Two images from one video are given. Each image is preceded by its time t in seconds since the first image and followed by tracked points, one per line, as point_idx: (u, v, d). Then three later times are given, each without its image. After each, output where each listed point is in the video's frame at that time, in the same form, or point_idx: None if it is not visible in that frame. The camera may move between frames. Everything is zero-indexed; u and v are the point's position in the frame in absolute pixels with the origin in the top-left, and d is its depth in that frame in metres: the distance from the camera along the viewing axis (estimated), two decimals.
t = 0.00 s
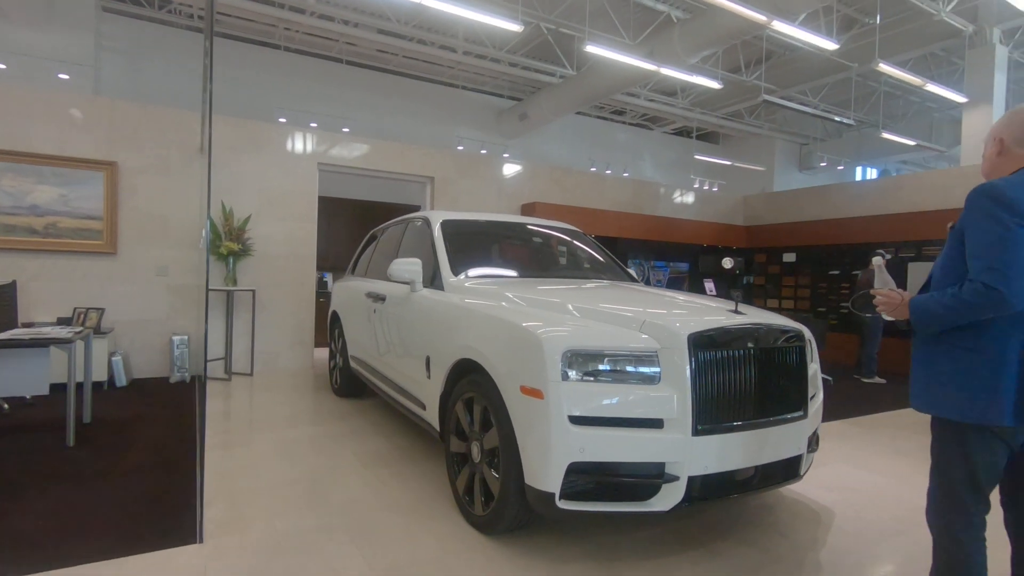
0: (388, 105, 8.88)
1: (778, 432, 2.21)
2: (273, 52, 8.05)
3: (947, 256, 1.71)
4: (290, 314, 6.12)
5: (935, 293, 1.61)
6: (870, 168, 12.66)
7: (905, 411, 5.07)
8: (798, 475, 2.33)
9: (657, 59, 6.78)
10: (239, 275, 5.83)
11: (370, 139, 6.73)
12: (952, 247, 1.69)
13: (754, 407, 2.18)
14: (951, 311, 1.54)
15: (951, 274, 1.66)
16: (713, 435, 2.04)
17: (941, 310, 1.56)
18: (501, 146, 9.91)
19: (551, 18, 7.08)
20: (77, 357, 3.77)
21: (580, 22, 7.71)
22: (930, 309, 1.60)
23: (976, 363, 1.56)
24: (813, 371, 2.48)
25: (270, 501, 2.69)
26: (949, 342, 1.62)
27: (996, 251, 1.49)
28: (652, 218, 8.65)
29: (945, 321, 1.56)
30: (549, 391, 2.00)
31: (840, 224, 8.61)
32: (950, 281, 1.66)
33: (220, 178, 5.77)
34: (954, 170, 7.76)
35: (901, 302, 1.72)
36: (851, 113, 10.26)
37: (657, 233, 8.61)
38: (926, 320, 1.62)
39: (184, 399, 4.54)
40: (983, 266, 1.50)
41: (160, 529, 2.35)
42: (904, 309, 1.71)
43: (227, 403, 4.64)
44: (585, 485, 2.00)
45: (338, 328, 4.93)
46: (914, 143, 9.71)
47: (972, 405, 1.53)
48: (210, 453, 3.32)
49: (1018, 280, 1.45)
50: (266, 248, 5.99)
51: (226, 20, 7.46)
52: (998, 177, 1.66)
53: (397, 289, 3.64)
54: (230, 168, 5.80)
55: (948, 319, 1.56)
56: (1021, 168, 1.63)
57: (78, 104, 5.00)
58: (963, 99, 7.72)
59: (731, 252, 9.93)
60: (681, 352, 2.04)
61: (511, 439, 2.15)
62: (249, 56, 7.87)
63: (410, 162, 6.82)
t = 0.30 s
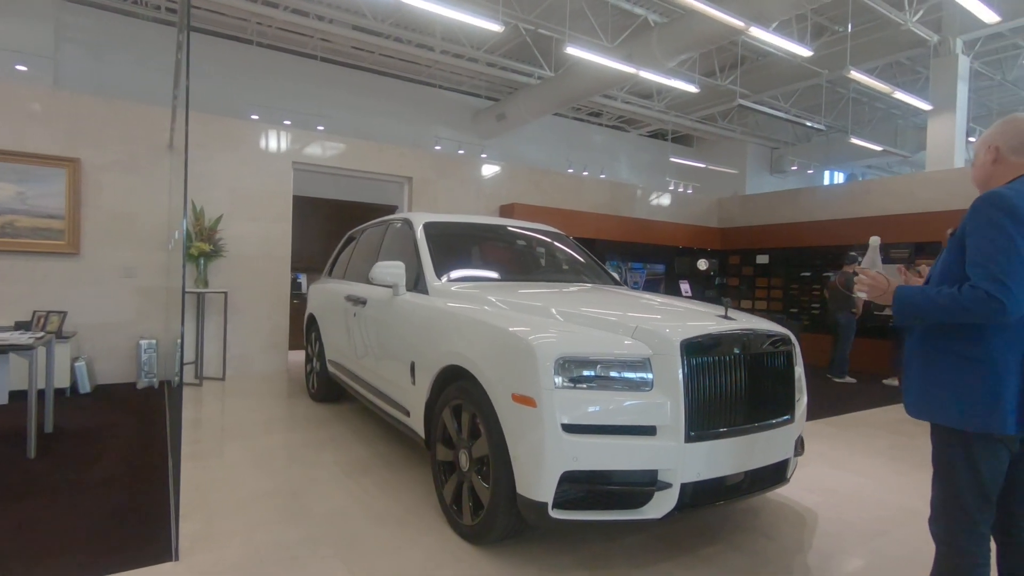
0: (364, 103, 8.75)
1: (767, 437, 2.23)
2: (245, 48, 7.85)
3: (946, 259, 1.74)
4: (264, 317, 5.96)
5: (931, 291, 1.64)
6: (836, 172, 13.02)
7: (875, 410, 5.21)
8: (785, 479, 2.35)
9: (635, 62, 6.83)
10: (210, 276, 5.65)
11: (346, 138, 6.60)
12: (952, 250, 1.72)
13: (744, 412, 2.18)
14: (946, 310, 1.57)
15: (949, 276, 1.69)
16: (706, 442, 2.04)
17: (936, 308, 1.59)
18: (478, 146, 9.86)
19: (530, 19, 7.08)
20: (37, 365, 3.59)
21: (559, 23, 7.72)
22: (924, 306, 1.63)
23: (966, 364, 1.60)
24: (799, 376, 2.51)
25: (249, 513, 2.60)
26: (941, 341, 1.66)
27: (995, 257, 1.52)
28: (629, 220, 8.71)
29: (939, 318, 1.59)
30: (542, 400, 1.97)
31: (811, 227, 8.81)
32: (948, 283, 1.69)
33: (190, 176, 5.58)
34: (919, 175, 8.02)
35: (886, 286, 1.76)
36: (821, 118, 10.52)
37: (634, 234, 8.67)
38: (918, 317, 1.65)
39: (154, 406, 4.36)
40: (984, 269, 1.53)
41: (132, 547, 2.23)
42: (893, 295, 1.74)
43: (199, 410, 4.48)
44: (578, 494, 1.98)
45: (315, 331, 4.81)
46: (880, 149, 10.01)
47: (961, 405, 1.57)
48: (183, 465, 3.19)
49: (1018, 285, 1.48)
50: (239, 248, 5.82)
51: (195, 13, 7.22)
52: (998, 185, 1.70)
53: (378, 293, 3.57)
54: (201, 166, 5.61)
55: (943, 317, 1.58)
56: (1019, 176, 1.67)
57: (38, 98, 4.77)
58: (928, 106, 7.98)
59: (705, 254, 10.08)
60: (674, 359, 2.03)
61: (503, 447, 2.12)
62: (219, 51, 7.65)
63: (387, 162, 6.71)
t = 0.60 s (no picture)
0: (351, 101, 8.67)
1: (760, 438, 2.21)
2: (229, 44, 7.73)
3: (933, 270, 1.72)
4: (249, 318, 5.87)
5: (929, 308, 1.61)
6: (821, 173, 13.16)
7: (862, 408, 5.26)
8: (778, 479, 2.34)
9: (624, 62, 6.83)
10: (193, 276, 5.54)
11: (334, 136, 6.52)
12: (940, 261, 1.70)
13: (737, 413, 2.17)
14: (949, 326, 1.54)
15: (941, 287, 1.68)
16: (700, 443, 2.02)
17: (938, 325, 1.56)
18: (466, 146, 9.82)
19: (518, 19, 7.06)
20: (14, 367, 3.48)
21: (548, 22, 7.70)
22: (926, 324, 1.60)
23: (965, 370, 1.58)
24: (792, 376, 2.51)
25: (233, 519, 2.53)
26: (944, 355, 1.63)
27: (986, 258, 1.51)
28: (618, 219, 8.71)
29: (944, 336, 1.56)
30: (535, 402, 1.94)
31: (797, 227, 8.89)
32: (942, 294, 1.67)
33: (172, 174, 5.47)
34: (902, 177, 8.13)
35: (895, 319, 1.74)
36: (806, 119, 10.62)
37: (622, 233, 8.68)
38: (923, 337, 1.61)
39: (135, 410, 4.26)
40: (980, 279, 1.51)
41: (110, 556, 2.16)
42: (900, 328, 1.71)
43: (182, 413, 4.39)
44: (571, 497, 1.95)
45: (301, 332, 4.73)
46: (864, 150, 10.12)
47: (969, 417, 1.54)
48: (164, 470, 3.11)
49: (1011, 288, 1.47)
50: (223, 248, 5.72)
51: (178, 8, 7.10)
52: (984, 186, 1.71)
53: (366, 293, 3.51)
54: (183, 164, 5.50)
55: (947, 333, 1.56)
56: (1006, 175, 1.67)
57: (14, 93, 4.64)
58: (911, 108, 8.08)
59: (693, 253, 10.13)
60: (668, 359, 2.01)
61: (495, 450, 2.09)
62: (202, 47, 7.53)
63: (375, 162, 6.64)
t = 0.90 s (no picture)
0: (340, 100, 8.61)
1: (747, 437, 2.21)
2: (215, 42, 7.65)
3: (909, 270, 1.73)
4: (235, 318, 5.80)
5: (907, 310, 1.63)
6: (809, 174, 13.26)
7: (849, 407, 5.30)
8: (766, 479, 2.34)
9: (613, 62, 6.83)
10: (178, 276, 5.47)
11: (322, 135, 6.46)
12: (912, 261, 1.72)
13: (725, 413, 2.16)
14: (926, 327, 1.56)
15: (917, 287, 1.69)
16: (688, 443, 2.01)
17: (916, 327, 1.58)
18: (455, 145, 9.78)
19: (507, 18, 7.05)
20: None
21: (537, 22, 7.69)
22: (906, 326, 1.61)
23: (948, 368, 1.58)
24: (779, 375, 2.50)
25: (216, 523, 2.49)
26: (926, 356, 1.63)
27: (955, 257, 1.52)
28: (608, 219, 8.72)
29: (922, 337, 1.58)
30: (522, 402, 1.92)
31: (785, 228, 8.94)
32: (918, 294, 1.68)
33: (156, 173, 5.38)
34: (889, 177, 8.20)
35: (878, 320, 1.82)
36: (794, 120, 10.69)
37: (612, 233, 8.69)
38: (906, 339, 1.63)
39: (117, 412, 4.18)
40: (948, 279, 1.52)
41: (88, 561, 2.10)
42: (885, 331, 1.73)
43: (165, 415, 4.32)
44: (556, 498, 1.94)
45: (288, 332, 4.68)
46: (851, 151, 10.21)
47: (953, 417, 1.54)
48: (146, 473, 3.05)
49: (980, 286, 1.48)
50: (208, 247, 5.65)
51: (162, 4, 6.99)
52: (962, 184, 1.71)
53: (353, 293, 3.47)
54: (167, 161, 5.42)
55: (924, 334, 1.57)
56: (983, 171, 1.67)
57: None
58: (897, 109, 8.17)
59: (682, 253, 10.17)
60: (656, 359, 2.00)
61: (482, 451, 2.07)
62: (188, 45, 7.45)
63: (364, 161, 6.59)
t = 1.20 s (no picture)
0: (329, 98, 8.55)
1: (736, 435, 2.22)
2: (202, 38, 7.57)
3: (896, 258, 1.74)
4: (222, 318, 5.74)
5: (888, 291, 1.64)
6: (797, 175, 13.37)
7: (836, 405, 5.34)
8: (755, 476, 2.35)
9: (603, 61, 6.84)
10: (164, 275, 5.40)
11: (311, 133, 6.41)
12: (900, 248, 1.72)
13: (715, 411, 2.17)
14: (905, 309, 1.57)
15: (901, 274, 1.70)
16: (678, 442, 2.01)
17: (895, 307, 1.59)
18: (445, 144, 9.75)
19: (498, 17, 7.04)
20: None
21: (528, 21, 7.68)
22: (889, 316, 1.62)
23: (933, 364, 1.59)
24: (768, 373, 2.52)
25: (203, 524, 2.46)
26: (902, 342, 1.65)
27: (939, 247, 1.53)
28: (597, 219, 8.74)
29: (899, 318, 1.58)
30: (511, 400, 1.91)
31: (774, 228, 9.01)
32: (901, 279, 1.69)
33: (142, 170, 5.31)
34: (875, 178, 8.30)
35: (851, 303, 1.85)
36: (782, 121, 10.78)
37: (602, 233, 8.71)
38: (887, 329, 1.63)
39: (101, 412, 4.13)
40: (931, 269, 1.53)
41: (71, 563, 2.07)
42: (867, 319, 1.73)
43: (151, 415, 4.27)
44: (544, 496, 1.93)
45: (276, 331, 4.64)
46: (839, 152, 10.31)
47: (928, 404, 1.56)
48: (131, 474, 3.01)
49: (962, 275, 1.49)
50: (195, 246, 5.58)
51: None
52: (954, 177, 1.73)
53: (342, 292, 3.45)
54: (153, 159, 5.35)
55: (903, 316, 1.58)
56: (976, 167, 1.69)
57: None
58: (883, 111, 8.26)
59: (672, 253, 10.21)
60: (647, 358, 1.99)
61: (471, 449, 2.05)
62: (174, 41, 7.36)
63: (353, 160, 6.54)
